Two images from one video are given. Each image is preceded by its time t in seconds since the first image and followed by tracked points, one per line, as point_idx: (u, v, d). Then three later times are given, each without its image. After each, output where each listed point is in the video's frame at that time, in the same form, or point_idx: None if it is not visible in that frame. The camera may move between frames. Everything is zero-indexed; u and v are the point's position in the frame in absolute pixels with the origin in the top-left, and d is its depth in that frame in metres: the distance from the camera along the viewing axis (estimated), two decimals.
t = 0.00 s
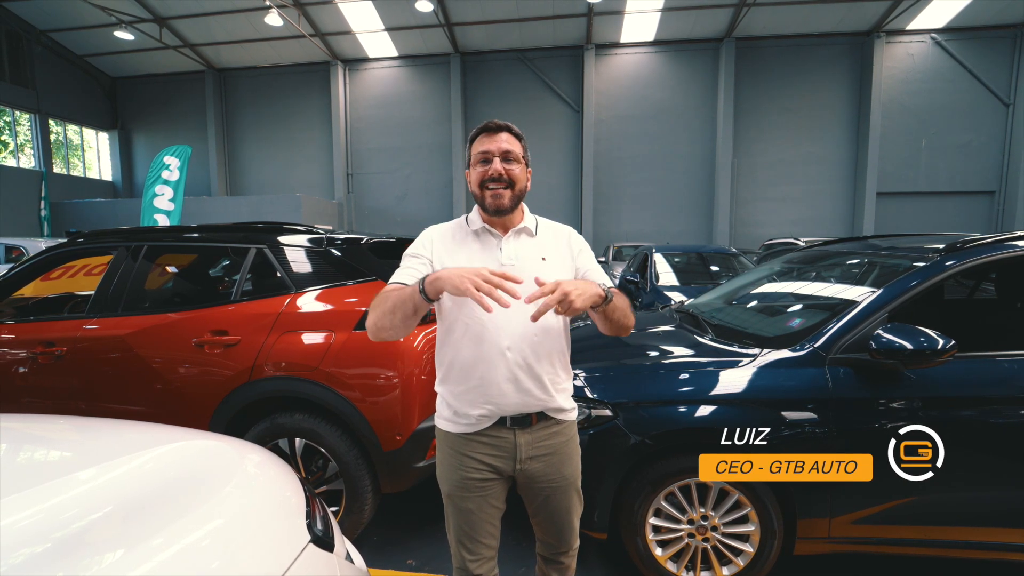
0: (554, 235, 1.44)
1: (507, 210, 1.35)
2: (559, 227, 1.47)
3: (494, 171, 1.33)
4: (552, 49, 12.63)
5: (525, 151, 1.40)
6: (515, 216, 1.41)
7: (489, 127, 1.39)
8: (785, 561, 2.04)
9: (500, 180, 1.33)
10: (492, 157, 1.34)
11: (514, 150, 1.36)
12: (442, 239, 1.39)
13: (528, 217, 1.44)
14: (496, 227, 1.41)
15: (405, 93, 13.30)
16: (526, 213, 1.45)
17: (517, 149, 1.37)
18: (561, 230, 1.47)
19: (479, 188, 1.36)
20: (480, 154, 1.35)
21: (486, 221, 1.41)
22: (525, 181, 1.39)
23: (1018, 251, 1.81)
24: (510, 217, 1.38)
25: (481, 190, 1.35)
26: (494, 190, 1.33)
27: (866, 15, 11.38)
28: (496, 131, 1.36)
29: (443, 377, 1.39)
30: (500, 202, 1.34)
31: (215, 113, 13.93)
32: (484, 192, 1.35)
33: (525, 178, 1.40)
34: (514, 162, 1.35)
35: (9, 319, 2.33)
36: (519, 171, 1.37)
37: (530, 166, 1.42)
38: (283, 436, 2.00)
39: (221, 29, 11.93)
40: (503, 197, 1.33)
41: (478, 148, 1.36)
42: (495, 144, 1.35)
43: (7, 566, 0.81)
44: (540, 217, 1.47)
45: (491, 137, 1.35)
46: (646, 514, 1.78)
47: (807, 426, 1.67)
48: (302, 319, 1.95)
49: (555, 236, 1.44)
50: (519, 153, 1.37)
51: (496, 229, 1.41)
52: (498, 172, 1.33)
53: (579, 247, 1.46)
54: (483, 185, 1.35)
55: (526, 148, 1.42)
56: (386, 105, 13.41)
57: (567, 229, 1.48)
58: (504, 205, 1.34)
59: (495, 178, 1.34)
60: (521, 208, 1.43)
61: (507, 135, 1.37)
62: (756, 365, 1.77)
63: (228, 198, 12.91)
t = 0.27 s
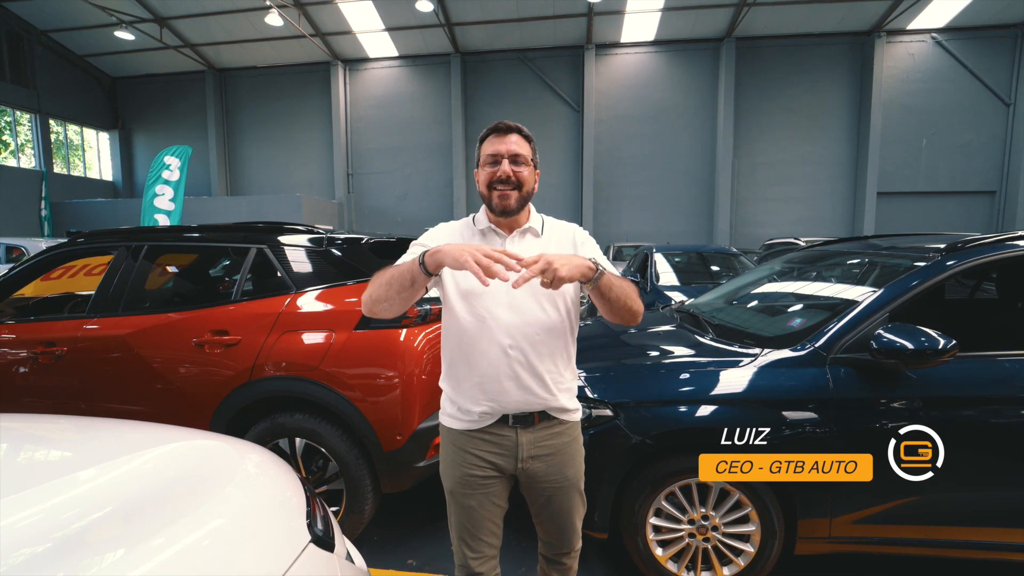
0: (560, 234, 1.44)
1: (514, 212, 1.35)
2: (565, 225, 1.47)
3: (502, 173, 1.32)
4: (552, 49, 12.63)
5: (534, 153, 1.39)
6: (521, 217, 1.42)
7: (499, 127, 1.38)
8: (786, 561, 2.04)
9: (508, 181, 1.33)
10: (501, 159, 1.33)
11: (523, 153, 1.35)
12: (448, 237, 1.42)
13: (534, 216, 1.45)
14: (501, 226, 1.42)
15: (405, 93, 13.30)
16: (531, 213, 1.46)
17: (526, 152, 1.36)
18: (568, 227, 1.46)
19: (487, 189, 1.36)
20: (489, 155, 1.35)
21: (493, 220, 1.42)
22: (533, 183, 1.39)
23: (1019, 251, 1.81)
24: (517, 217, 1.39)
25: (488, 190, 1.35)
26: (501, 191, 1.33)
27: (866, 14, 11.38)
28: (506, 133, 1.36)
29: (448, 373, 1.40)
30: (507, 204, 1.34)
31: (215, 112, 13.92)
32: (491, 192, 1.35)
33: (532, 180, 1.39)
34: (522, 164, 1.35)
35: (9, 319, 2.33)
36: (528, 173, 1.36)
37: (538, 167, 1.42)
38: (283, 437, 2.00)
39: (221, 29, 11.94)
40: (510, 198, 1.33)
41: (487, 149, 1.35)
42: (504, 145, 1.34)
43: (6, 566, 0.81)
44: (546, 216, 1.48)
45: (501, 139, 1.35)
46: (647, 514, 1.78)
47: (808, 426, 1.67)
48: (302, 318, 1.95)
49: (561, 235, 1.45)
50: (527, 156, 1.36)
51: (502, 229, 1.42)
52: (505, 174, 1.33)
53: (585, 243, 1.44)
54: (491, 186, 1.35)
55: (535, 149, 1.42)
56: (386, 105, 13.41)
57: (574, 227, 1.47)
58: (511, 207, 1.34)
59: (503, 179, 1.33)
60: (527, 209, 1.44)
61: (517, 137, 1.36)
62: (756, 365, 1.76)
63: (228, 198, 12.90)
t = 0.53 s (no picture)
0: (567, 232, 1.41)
1: (519, 214, 1.34)
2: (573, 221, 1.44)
3: (507, 175, 1.30)
4: (553, 49, 12.62)
5: (540, 153, 1.37)
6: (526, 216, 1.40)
7: (503, 127, 1.36)
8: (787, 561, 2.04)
9: (513, 183, 1.31)
10: (505, 160, 1.31)
11: (528, 153, 1.32)
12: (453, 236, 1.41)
13: (541, 216, 1.42)
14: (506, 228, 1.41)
15: (405, 93, 13.29)
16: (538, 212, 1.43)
17: (531, 152, 1.33)
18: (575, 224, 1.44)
19: (492, 190, 1.34)
20: (493, 157, 1.32)
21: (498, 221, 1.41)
22: (538, 184, 1.36)
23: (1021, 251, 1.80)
24: (522, 218, 1.36)
25: (493, 192, 1.34)
26: (506, 194, 1.31)
27: (867, 14, 11.37)
28: (511, 133, 1.33)
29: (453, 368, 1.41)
30: (511, 206, 1.32)
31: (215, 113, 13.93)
32: (496, 194, 1.33)
33: (538, 181, 1.37)
34: (527, 166, 1.32)
35: (10, 318, 2.33)
36: (533, 174, 1.34)
37: (544, 168, 1.39)
38: (284, 436, 2.00)
39: (222, 29, 11.94)
40: (514, 200, 1.31)
41: (491, 150, 1.33)
42: (508, 146, 1.31)
43: (7, 566, 0.81)
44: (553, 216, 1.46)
45: (505, 139, 1.32)
46: (648, 514, 1.77)
47: (809, 427, 1.67)
48: (303, 318, 1.95)
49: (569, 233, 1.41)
50: (533, 156, 1.33)
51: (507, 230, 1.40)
52: (510, 176, 1.31)
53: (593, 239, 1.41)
54: (495, 188, 1.33)
55: (540, 149, 1.39)
56: (386, 105, 13.41)
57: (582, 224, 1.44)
58: (515, 209, 1.32)
59: (507, 181, 1.31)
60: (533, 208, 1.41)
61: (521, 137, 1.33)
62: (757, 365, 1.76)
63: (229, 198, 12.92)
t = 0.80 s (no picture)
0: (570, 235, 1.43)
1: (524, 209, 1.34)
2: (576, 224, 1.45)
3: (511, 170, 1.32)
4: (553, 49, 12.62)
5: (543, 150, 1.39)
6: (532, 215, 1.41)
7: (505, 126, 1.38)
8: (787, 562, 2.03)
9: (517, 179, 1.33)
10: (509, 157, 1.33)
11: (530, 149, 1.35)
12: (458, 244, 1.40)
13: (544, 215, 1.43)
14: (513, 227, 1.41)
15: (406, 93, 13.29)
16: (543, 211, 1.44)
17: (534, 149, 1.36)
18: (577, 227, 1.45)
19: (497, 188, 1.36)
20: (497, 154, 1.35)
21: (503, 221, 1.41)
22: (542, 180, 1.38)
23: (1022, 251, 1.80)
24: (527, 215, 1.37)
25: (498, 189, 1.35)
26: (511, 189, 1.32)
27: (868, 14, 11.36)
28: (513, 131, 1.36)
29: (457, 371, 1.40)
30: (517, 201, 1.33)
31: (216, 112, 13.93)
32: (501, 191, 1.35)
33: (542, 177, 1.39)
34: (530, 161, 1.34)
35: (10, 318, 2.33)
36: (537, 170, 1.36)
37: (547, 165, 1.41)
38: (284, 436, 2.00)
39: (222, 29, 11.95)
40: (519, 196, 1.32)
41: (495, 148, 1.36)
42: (511, 143, 1.34)
43: (7, 566, 0.81)
44: (558, 215, 1.47)
45: (507, 137, 1.35)
46: (649, 514, 1.77)
47: (810, 426, 1.66)
48: (303, 318, 1.95)
49: (572, 236, 1.43)
50: (535, 153, 1.37)
51: (513, 230, 1.40)
52: (514, 171, 1.33)
53: (595, 245, 1.43)
54: (500, 185, 1.34)
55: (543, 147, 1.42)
56: (386, 105, 13.41)
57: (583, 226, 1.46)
58: (521, 204, 1.33)
59: (511, 176, 1.33)
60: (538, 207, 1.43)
61: (524, 135, 1.36)
62: (758, 365, 1.76)
63: (229, 198, 12.92)
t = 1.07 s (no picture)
0: (575, 235, 1.43)
1: (529, 203, 1.33)
2: (580, 226, 1.46)
3: (516, 164, 1.32)
4: (554, 49, 12.62)
5: (546, 149, 1.40)
6: (537, 214, 1.41)
7: (509, 125, 1.40)
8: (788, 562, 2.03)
9: (522, 173, 1.32)
10: (513, 153, 1.34)
11: (534, 146, 1.36)
12: (464, 243, 1.39)
13: (549, 214, 1.43)
14: (518, 226, 1.41)
15: (406, 93, 13.30)
16: (547, 211, 1.44)
17: (538, 145, 1.37)
18: (581, 228, 1.45)
19: (502, 184, 1.35)
20: (501, 151, 1.36)
21: (508, 219, 1.40)
22: (546, 176, 1.38)
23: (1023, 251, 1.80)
24: (531, 211, 1.37)
25: (503, 184, 1.35)
26: (516, 183, 1.32)
27: (868, 14, 11.36)
28: (516, 129, 1.37)
29: (464, 370, 1.39)
30: (522, 195, 1.32)
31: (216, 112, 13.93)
32: (506, 185, 1.34)
33: (546, 174, 1.39)
34: (534, 157, 1.35)
35: (11, 318, 2.33)
36: (541, 166, 1.36)
37: (551, 163, 1.42)
38: (284, 436, 2.00)
39: (223, 30, 11.95)
40: (524, 189, 1.32)
41: (500, 145, 1.37)
42: (515, 141, 1.35)
43: (7, 565, 0.81)
44: (562, 216, 1.47)
45: (512, 135, 1.36)
46: (649, 514, 1.77)
47: (810, 426, 1.66)
48: (303, 318, 1.95)
49: (576, 235, 1.43)
50: (539, 150, 1.37)
51: (518, 229, 1.40)
52: (518, 166, 1.33)
53: (599, 246, 1.44)
54: (505, 180, 1.34)
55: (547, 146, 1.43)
56: (387, 105, 13.42)
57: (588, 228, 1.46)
58: (526, 197, 1.32)
59: (516, 171, 1.33)
60: (542, 206, 1.42)
61: (528, 133, 1.37)
62: (758, 365, 1.76)
63: (229, 198, 12.93)
